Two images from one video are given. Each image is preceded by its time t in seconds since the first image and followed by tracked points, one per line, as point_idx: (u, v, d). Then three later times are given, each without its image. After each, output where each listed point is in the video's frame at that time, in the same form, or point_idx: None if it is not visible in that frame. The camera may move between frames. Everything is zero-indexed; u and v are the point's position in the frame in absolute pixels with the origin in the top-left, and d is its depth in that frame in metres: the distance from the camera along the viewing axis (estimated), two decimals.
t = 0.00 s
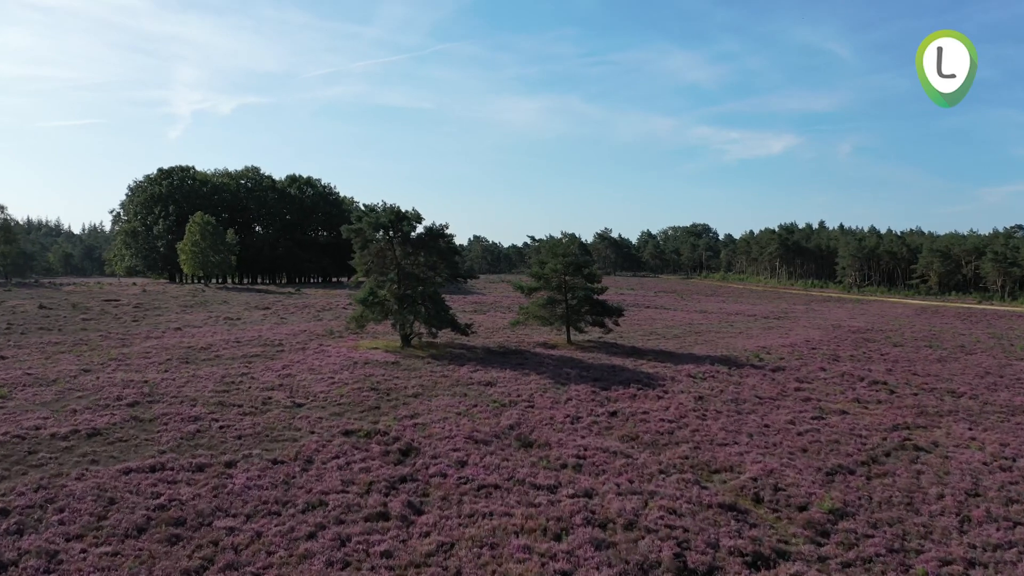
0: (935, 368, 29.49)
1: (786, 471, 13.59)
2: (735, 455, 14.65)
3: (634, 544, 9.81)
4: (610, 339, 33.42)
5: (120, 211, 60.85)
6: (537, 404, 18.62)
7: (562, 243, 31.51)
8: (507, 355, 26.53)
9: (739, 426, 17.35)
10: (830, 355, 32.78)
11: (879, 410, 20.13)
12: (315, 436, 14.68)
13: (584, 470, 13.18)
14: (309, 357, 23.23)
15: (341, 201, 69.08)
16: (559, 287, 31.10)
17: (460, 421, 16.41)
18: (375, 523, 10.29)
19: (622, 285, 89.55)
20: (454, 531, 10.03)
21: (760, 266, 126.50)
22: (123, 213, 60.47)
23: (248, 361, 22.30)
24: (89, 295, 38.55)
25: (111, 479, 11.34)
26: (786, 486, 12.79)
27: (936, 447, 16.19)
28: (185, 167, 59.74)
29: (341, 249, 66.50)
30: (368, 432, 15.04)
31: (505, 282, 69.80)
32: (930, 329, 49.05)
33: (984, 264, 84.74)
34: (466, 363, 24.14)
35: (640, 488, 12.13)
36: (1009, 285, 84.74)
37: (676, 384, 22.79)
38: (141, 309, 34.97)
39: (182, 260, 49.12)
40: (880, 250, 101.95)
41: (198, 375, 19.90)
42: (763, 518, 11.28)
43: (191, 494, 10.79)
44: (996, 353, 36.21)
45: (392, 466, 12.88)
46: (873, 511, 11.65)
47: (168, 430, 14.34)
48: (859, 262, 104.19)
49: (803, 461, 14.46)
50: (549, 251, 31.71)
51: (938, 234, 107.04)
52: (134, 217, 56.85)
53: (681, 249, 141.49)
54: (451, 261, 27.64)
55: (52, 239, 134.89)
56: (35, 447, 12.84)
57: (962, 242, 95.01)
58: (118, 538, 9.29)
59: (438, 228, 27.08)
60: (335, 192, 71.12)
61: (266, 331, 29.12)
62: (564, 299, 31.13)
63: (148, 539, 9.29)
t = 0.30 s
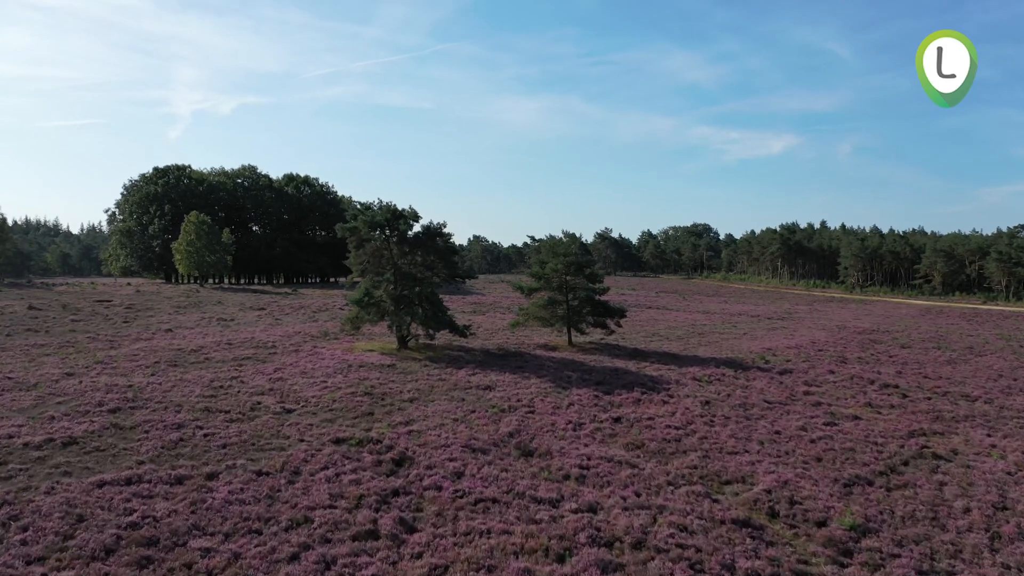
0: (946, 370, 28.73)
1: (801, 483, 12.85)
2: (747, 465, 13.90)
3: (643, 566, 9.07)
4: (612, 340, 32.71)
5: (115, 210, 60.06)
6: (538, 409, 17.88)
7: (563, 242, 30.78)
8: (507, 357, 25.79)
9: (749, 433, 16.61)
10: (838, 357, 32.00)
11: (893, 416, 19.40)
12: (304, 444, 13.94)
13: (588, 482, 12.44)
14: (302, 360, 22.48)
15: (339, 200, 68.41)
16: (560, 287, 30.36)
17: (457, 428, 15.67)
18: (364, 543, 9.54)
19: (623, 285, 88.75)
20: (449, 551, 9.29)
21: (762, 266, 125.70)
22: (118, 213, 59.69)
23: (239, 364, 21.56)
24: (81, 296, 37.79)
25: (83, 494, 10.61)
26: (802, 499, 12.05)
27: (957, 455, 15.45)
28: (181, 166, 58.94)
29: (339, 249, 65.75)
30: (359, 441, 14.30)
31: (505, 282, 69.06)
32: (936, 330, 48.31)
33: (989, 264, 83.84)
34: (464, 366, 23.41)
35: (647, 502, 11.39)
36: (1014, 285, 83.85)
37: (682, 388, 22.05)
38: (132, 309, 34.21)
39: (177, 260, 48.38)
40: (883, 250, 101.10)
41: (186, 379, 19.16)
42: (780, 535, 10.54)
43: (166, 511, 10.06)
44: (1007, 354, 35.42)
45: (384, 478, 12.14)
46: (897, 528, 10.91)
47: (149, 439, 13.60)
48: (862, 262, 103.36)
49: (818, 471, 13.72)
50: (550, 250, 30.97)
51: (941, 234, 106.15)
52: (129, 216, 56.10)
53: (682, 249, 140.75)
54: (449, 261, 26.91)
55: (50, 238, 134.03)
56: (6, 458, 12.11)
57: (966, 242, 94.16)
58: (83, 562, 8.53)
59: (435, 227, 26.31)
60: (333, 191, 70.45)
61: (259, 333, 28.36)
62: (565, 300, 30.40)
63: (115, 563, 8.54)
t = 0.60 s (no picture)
0: (957, 373, 28.03)
1: (819, 496, 12.11)
2: (760, 476, 13.16)
3: None
4: (613, 342, 32.00)
5: (110, 209, 59.28)
6: (539, 415, 17.16)
7: (563, 241, 30.06)
8: (507, 359, 25.08)
9: (760, 440, 15.88)
10: (845, 360, 31.30)
11: (908, 422, 18.69)
12: (292, 454, 13.20)
13: (592, 495, 11.71)
14: (295, 363, 21.76)
15: (337, 200, 67.78)
16: (561, 288, 29.63)
17: (454, 435, 14.93)
18: (351, 565, 8.81)
19: (624, 285, 88.03)
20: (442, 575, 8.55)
21: (763, 266, 124.93)
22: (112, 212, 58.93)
23: (229, 367, 20.80)
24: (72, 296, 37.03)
25: (50, 510, 9.86)
26: (821, 513, 11.31)
27: (979, 464, 14.73)
28: (176, 164, 58.15)
29: (336, 249, 65.02)
30: (350, 450, 13.56)
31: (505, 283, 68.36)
32: (943, 331, 47.59)
33: (993, 264, 83.09)
34: (462, 369, 22.68)
35: (656, 518, 10.66)
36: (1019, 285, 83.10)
37: (687, 392, 21.34)
38: (123, 310, 33.44)
39: (171, 260, 47.61)
40: (886, 250, 100.42)
41: (172, 383, 18.38)
42: (800, 554, 9.80)
43: (138, 530, 9.31)
44: (1017, 356, 34.72)
45: (375, 491, 11.41)
46: (924, 546, 10.18)
47: (127, 448, 12.86)
48: (865, 262, 102.64)
49: (835, 482, 13.00)
50: (550, 250, 30.21)
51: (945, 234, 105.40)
52: (124, 216, 55.34)
53: (683, 249, 140.06)
54: (447, 261, 26.17)
55: (47, 238, 133.13)
56: None
57: (970, 242, 93.44)
58: None
59: (433, 226, 25.58)
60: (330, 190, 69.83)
61: (253, 334, 27.62)
62: (566, 300, 29.68)
63: None
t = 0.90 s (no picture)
0: (969, 376, 27.33)
1: (838, 510, 11.37)
2: (774, 488, 12.42)
3: None
4: (616, 343, 31.26)
5: (105, 208, 58.49)
6: (539, 421, 16.41)
7: (564, 240, 29.34)
8: (506, 362, 24.33)
9: (772, 448, 15.13)
10: (854, 362, 30.58)
11: (924, 428, 17.96)
12: (278, 464, 12.44)
13: (597, 509, 10.97)
14: (287, 366, 21.01)
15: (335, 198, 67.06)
16: (562, 288, 28.90)
17: (450, 443, 14.18)
18: None
19: (625, 285, 87.30)
20: None
21: (765, 266, 124.14)
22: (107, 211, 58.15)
23: (218, 369, 20.03)
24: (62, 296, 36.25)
25: (10, 529, 9.11)
26: (842, 530, 10.58)
27: (1003, 474, 14.00)
28: (172, 163, 57.40)
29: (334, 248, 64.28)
30: (340, 460, 12.80)
31: (505, 283, 67.64)
32: (950, 332, 46.84)
33: (998, 264, 82.38)
34: (460, 372, 21.95)
35: (666, 536, 9.92)
36: None
37: (693, 396, 20.59)
38: (114, 310, 32.67)
39: (166, 259, 46.84)
40: (888, 250, 99.77)
41: (157, 387, 17.61)
42: None
43: (104, 551, 8.57)
44: None
45: (364, 506, 10.65)
46: (956, 567, 9.44)
47: (102, 458, 12.10)
48: (867, 262, 101.93)
49: (854, 495, 12.26)
50: (551, 249, 29.48)
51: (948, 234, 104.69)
52: (119, 215, 54.60)
53: (684, 249, 139.36)
54: (445, 260, 25.44)
55: (44, 238, 132.25)
56: None
57: (974, 242, 92.74)
58: None
59: (430, 224, 24.88)
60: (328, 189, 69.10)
61: (245, 336, 26.86)
62: (567, 301, 28.94)
63: None
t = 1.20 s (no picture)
0: (982, 378, 26.58)
1: (861, 527, 10.63)
2: (791, 503, 11.68)
3: None
4: (618, 345, 30.50)
5: (100, 208, 57.71)
6: (540, 428, 15.67)
7: (565, 239, 28.58)
8: (506, 365, 23.57)
9: (785, 457, 14.39)
10: (863, 364, 29.81)
11: (943, 435, 17.22)
12: (261, 475, 11.68)
13: (602, 526, 10.23)
14: (279, 369, 20.28)
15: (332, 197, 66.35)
16: (563, 288, 28.15)
17: (446, 452, 13.42)
18: None
19: (626, 285, 86.51)
20: None
21: (767, 266, 123.30)
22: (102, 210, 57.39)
23: (206, 373, 19.26)
24: (53, 296, 35.46)
25: None
26: (867, 549, 9.85)
27: None
28: (167, 161, 56.67)
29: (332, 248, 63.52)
30: (328, 471, 12.04)
31: (505, 283, 66.87)
32: (958, 333, 46.02)
33: (1003, 264, 81.59)
34: (458, 375, 21.19)
35: (678, 557, 9.18)
36: None
37: (700, 402, 19.83)
38: (105, 311, 31.92)
39: (160, 259, 46.07)
40: (891, 250, 99.03)
41: (141, 391, 16.82)
42: None
43: None
44: None
45: (352, 523, 9.90)
46: None
47: (73, 470, 11.32)
48: (870, 262, 101.15)
49: (876, 510, 11.52)
50: (552, 248, 28.71)
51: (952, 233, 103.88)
52: (114, 214, 53.84)
53: (685, 249, 138.65)
54: (442, 259, 24.69)
55: (42, 237, 131.40)
56: None
57: (978, 242, 91.96)
58: None
59: (427, 222, 24.14)
60: (325, 188, 68.41)
61: (237, 338, 26.11)
62: (568, 301, 28.18)
63: None
